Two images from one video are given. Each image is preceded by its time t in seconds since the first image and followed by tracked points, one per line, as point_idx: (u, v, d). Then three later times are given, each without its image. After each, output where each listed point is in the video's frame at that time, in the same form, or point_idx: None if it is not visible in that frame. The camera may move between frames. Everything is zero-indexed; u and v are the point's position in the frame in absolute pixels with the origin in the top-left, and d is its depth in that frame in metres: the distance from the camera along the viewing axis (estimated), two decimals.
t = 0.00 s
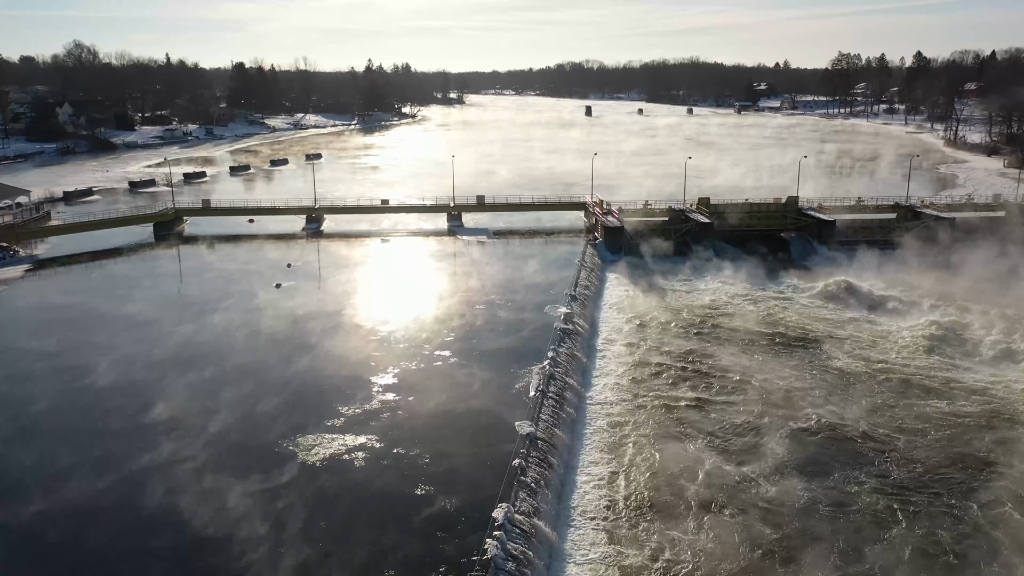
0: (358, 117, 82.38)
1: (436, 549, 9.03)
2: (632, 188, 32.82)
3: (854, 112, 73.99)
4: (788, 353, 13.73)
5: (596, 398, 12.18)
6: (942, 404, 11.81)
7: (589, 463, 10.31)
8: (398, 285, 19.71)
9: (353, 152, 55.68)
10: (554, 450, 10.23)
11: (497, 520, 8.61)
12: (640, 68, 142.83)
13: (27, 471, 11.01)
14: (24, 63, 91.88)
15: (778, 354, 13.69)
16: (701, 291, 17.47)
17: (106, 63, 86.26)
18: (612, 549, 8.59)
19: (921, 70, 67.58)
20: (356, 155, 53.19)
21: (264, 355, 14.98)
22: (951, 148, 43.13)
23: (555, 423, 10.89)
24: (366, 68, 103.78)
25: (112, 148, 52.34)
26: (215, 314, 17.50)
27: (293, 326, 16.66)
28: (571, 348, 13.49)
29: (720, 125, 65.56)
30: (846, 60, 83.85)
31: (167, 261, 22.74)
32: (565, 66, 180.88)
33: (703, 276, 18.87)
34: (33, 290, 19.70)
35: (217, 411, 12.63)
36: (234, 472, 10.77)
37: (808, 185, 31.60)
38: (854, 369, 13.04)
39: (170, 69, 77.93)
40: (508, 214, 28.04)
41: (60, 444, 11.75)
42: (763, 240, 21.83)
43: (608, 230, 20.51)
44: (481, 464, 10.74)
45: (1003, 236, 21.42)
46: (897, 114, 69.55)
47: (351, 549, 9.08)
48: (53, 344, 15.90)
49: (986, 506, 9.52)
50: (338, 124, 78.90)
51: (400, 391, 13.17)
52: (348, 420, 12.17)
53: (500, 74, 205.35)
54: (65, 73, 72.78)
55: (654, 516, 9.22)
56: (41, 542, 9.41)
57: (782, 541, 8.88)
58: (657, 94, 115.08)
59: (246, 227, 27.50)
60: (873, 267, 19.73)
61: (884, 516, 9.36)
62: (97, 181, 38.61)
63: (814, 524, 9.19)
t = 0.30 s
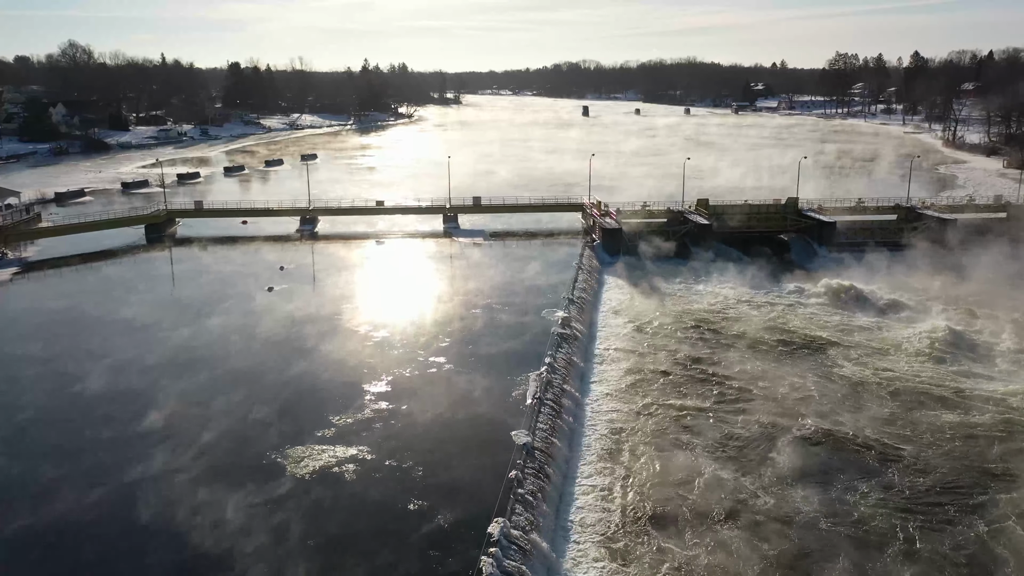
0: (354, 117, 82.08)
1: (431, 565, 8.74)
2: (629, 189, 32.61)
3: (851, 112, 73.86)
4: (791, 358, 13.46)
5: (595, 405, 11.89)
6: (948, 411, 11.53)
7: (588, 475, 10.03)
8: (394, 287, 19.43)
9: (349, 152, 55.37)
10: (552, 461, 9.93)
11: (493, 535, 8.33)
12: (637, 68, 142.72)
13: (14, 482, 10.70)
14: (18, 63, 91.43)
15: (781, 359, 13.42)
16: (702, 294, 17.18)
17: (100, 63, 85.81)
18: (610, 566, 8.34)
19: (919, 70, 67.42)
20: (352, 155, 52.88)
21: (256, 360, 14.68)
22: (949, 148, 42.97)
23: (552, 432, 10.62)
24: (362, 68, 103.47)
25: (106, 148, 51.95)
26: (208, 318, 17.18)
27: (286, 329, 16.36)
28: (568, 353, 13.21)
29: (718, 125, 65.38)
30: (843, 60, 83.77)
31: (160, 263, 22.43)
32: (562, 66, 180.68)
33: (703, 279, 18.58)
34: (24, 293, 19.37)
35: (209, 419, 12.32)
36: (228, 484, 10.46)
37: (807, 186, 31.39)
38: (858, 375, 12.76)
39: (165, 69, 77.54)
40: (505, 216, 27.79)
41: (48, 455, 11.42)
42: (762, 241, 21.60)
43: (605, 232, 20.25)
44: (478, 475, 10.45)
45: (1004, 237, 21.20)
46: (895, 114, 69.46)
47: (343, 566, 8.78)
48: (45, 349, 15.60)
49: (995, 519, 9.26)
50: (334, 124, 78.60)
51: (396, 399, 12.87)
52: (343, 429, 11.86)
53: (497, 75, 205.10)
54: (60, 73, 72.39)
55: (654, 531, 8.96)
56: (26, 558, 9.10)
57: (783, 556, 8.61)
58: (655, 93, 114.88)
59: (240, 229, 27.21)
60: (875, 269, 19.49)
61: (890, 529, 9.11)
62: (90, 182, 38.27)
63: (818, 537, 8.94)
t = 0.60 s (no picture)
0: (350, 117, 81.74)
1: None
2: (627, 190, 32.35)
3: (848, 112, 73.75)
4: (793, 364, 13.19)
5: (593, 414, 11.59)
6: (954, 421, 11.27)
7: (587, 486, 9.75)
8: (389, 290, 19.16)
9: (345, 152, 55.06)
10: (549, 472, 9.64)
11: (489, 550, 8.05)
12: (633, 69, 142.59)
13: None
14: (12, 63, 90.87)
15: (783, 365, 13.14)
16: (702, 298, 16.87)
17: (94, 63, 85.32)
18: None
19: (916, 70, 67.25)
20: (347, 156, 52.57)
21: (250, 366, 14.37)
22: (947, 149, 42.81)
23: (550, 441, 10.34)
24: (358, 69, 103.10)
25: (100, 149, 51.55)
26: (200, 323, 16.82)
27: (279, 333, 16.06)
28: (566, 358, 12.93)
29: (715, 125, 65.16)
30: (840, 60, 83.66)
31: (152, 265, 22.11)
32: (559, 66, 180.50)
33: (702, 282, 18.28)
34: (15, 297, 19.04)
35: (200, 429, 11.97)
36: (219, 499, 10.10)
37: (805, 187, 31.19)
38: (862, 383, 12.48)
39: (160, 69, 77.12)
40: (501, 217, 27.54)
41: (34, 466, 11.08)
42: (762, 243, 21.38)
43: (603, 233, 20.01)
44: (476, 489, 10.10)
45: (1006, 238, 20.99)
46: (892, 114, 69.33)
47: None
48: (35, 355, 15.26)
49: (1004, 533, 9.01)
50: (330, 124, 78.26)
51: (390, 408, 12.53)
52: (336, 440, 11.52)
53: (493, 75, 204.80)
54: (54, 72, 71.93)
55: (655, 545, 8.68)
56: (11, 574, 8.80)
57: (786, 574, 8.31)
58: (651, 94, 114.69)
59: (233, 230, 26.91)
60: (876, 271, 19.23)
61: (897, 543, 8.84)
62: (83, 183, 37.91)
63: (823, 551, 8.67)
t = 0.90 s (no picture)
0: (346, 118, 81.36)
1: None
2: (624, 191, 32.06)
3: (845, 113, 73.63)
4: (795, 370, 12.91)
5: (591, 422, 11.31)
6: (960, 431, 11.00)
7: (584, 500, 9.43)
8: (382, 293, 18.85)
9: (340, 153, 54.70)
10: (545, 485, 9.36)
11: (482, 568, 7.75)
12: (630, 69, 142.43)
13: None
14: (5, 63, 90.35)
15: (784, 372, 12.87)
16: (701, 302, 16.59)
17: (88, 63, 84.77)
18: None
19: (913, 71, 67.16)
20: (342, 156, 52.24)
21: (241, 373, 14.04)
22: (946, 149, 42.61)
23: (547, 451, 10.04)
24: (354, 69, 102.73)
25: (92, 149, 51.12)
26: (193, 328, 16.48)
27: (271, 338, 15.73)
28: (563, 364, 12.61)
29: (712, 125, 64.95)
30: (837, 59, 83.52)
31: (143, 269, 21.75)
32: (555, 66, 180.26)
33: (701, 285, 18.02)
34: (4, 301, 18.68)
35: (191, 439, 11.63)
36: (209, 515, 9.75)
37: (803, 188, 30.95)
38: (866, 391, 12.20)
39: (154, 69, 76.66)
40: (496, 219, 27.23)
41: (20, 478, 10.75)
42: (760, 245, 21.15)
43: (600, 235, 19.73)
44: (473, 502, 9.79)
45: (1007, 240, 20.77)
46: (889, 114, 69.19)
47: None
48: (25, 362, 14.89)
49: (1013, 549, 8.72)
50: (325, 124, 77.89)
51: (384, 416, 12.21)
52: (330, 451, 11.19)
53: (490, 75, 204.54)
54: (47, 72, 71.43)
55: (655, 562, 8.39)
56: None
57: None
58: (648, 94, 114.50)
59: (225, 232, 26.55)
60: (877, 274, 18.97)
61: (904, 560, 8.55)
62: (74, 184, 37.51)
63: (829, 567, 8.38)
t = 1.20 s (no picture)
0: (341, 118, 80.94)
1: None
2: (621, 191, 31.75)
3: (842, 113, 73.49)
4: (797, 377, 12.64)
5: (589, 430, 11.02)
6: (966, 440, 10.74)
7: (583, 512, 9.16)
8: (376, 296, 18.53)
9: (335, 153, 54.33)
10: (542, 497, 9.07)
11: None
12: (626, 69, 142.25)
13: None
14: None
15: (786, 379, 12.60)
16: (701, 306, 16.30)
17: (81, 63, 84.19)
18: None
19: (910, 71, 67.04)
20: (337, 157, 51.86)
21: (233, 379, 13.71)
22: (944, 150, 42.44)
23: (543, 461, 9.75)
24: (349, 69, 102.28)
25: (85, 150, 50.63)
26: (184, 333, 16.15)
27: (263, 343, 15.40)
28: (560, 371, 12.33)
29: (708, 125, 64.68)
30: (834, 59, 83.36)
31: (133, 272, 21.38)
32: (551, 66, 179.98)
33: (701, 289, 17.73)
34: None
35: (181, 450, 11.30)
36: (200, 531, 9.41)
37: (801, 189, 30.72)
38: (868, 399, 11.94)
39: (148, 69, 76.12)
40: (492, 221, 26.91)
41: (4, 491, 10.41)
42: (759, 247, 20.87)
43: (597, 237, 19.43)
44: (471, 517, 9.47)
45: (1009, 242, 20.57)
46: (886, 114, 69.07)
47: None
48: (12, 369, 14.52)
49: None
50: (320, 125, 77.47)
51: (379, 426, 11.89)
52: (323, 463, 10.85)
53: (486, 75, 204.15)
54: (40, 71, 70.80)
55: None
56: None
57: None
58: (645, 94, 114.29)
59: (217, 234, 26.19)
60: (878, 276, 18.71)
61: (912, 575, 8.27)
62: (65, 185, 37.07)
63: None
